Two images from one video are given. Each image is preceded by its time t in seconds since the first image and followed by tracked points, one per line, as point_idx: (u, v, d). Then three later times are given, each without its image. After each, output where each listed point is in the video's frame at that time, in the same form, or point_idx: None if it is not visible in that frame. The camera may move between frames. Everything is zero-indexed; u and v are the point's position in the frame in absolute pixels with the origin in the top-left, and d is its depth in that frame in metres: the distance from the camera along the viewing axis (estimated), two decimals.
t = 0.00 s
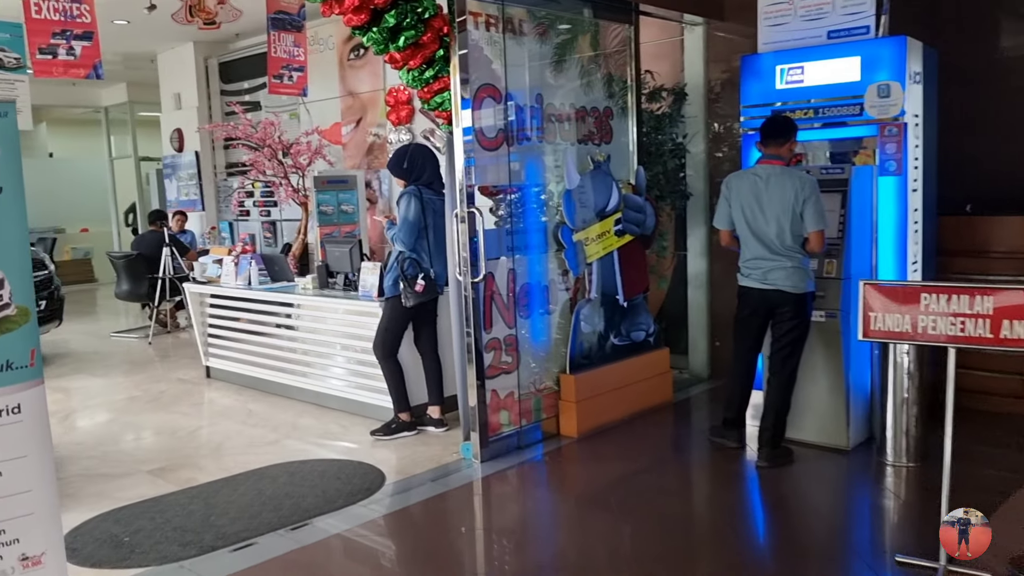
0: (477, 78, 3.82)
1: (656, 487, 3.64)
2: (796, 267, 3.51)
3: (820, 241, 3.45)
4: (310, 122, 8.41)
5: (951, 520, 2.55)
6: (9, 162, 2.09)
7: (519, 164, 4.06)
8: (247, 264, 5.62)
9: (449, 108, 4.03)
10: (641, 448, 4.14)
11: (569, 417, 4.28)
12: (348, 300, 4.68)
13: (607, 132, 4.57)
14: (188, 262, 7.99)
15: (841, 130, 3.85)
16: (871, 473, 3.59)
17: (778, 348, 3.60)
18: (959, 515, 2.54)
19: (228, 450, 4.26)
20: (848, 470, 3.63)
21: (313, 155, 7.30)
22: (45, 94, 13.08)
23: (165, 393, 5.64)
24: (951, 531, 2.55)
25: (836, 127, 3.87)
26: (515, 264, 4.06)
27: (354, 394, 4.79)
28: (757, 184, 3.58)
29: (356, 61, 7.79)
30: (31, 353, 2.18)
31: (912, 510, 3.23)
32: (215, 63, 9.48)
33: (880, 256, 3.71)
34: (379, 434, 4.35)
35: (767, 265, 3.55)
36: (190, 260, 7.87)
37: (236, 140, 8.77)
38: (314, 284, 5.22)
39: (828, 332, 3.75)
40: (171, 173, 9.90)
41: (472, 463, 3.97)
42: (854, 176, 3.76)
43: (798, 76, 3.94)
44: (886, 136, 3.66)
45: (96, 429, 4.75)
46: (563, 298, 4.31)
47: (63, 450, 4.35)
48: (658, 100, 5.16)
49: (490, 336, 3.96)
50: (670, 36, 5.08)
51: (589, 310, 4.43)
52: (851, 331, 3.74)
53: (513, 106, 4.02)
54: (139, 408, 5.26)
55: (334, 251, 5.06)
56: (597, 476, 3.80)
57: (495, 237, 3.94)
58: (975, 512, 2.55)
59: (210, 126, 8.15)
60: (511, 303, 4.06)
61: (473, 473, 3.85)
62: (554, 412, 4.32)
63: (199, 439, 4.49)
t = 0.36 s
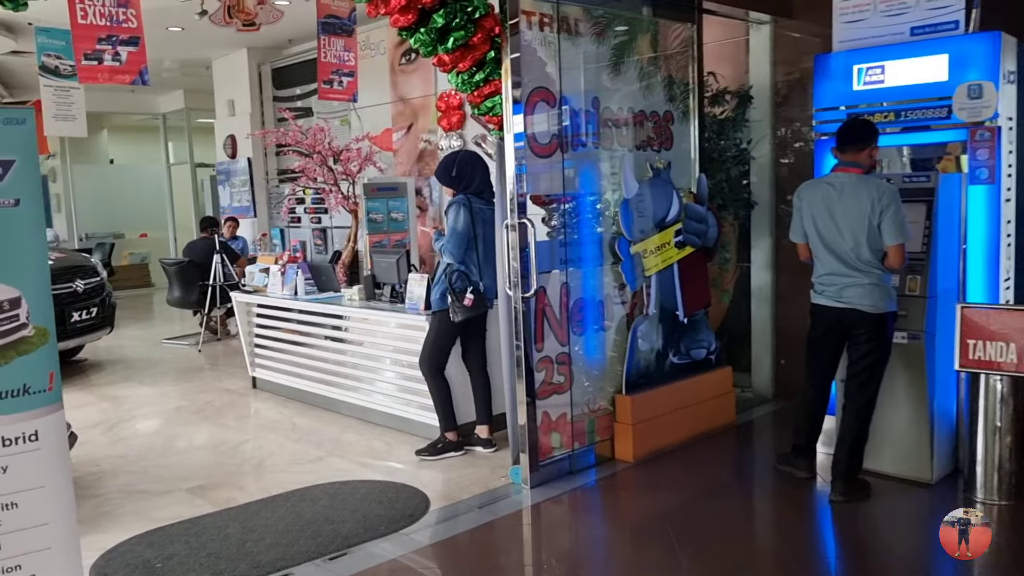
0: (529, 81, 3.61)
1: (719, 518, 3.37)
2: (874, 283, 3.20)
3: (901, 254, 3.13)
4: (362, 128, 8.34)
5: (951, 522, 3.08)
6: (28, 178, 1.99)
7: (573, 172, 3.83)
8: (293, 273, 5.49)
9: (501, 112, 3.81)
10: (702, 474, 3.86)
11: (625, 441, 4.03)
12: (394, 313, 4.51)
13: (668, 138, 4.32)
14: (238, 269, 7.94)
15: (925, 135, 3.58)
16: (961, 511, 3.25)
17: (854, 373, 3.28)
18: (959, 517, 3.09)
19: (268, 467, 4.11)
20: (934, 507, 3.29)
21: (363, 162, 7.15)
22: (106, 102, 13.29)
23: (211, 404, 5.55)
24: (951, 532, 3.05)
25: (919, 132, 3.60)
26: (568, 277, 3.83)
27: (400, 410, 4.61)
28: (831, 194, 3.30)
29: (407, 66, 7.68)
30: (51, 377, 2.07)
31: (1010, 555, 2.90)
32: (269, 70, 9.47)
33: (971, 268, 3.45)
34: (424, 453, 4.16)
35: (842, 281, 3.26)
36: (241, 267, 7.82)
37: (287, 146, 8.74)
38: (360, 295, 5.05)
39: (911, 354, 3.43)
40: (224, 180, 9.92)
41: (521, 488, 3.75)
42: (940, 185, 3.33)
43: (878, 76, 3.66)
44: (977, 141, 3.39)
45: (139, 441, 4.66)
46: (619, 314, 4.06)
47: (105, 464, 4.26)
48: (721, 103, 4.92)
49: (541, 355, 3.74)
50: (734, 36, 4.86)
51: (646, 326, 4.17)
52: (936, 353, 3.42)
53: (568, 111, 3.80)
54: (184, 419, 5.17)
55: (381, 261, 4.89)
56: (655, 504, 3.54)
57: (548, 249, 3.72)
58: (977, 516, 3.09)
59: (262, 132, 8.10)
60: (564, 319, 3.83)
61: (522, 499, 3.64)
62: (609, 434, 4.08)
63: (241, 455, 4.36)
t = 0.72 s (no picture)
0: (570, 72, 3.36)
1: (774, 543, 3.08)
2: (952, 293, 2.90)
3: (984, 260, 2.81)
4: (395, 126, 8.18)
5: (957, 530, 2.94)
6: (13, 169, 1.79)
7: (615, 170, 3.57)
8: (321, 276, 5.29)
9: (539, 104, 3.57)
10: (754, 494, 3.57)
11: (670, 458, 3.76)
12: (423, 318, 4.28)
13: (717, 133, 4.04)
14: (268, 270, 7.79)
15: (1000, 130, 3.31)
16: None
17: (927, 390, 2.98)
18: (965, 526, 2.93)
19: (291, 480, 3.91)
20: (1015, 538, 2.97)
21: (396, 161, 6.90)
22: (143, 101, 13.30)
23: (238, 409, 5.38)
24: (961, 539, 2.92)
25: (993, 126, 3.33)
26: (610, 283, 3.58)
27: (430, 421, 4.39)
28: (903, 193, 3.00)
29: (442, 62, 7.48)
30: (39, 391, 1.87)
31: None
32: (302, 68, 9.33)
33: None
34: (455, 468, 3.93)
35: (915, 289, 2.97)
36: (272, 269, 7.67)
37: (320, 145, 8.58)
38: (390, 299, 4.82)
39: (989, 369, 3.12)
40: (258, 179, 9.80)
41: (557, 508, 3.49)
42: None
43: (951, 65, 3.38)
44: None
45: (160, 449, 4.50)
46: (663, 322, 3.79)
47: (123, 473, 4.09)
48: (773, 97, 4.61)
49: (581, 365, 3.48)
50: (786, 26, 4.58)
51: (692, 335, 3.90)
52: (1016, 368, 3.11)
53: (611, 104, 3.54)
54: (207, 425, 5.00)
55: (411, 263, 4.66)
56: (702, 527, 3.27)
57: (588, 252, 3.47)
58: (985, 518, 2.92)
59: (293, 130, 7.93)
60: (605, 328, 3.57)
61: (558, 520, 3.38)
62: (652, 450, 3.81)
63: (263, 465, 4.16)
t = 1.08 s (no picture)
0: (591, 66, 3.12)
1: None
2: (1014, 313, 2.69)
3: None
4: (409, 126, 7.99)
5: (950, 521, 2.77)
6: None
7: (639, 172, 3.33)
8: (329, 281, 5.07)
9: (557, 101, 3.32)
10: (787, 520, 3.31)
11: (696, 481, 3.51)
12: (433, 328, 4.04)
13: (748, 134, 3.79)
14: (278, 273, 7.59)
15: None
16: None
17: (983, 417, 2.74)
18: (959, 516, 2.77)
19: (292, 499, 3.69)
20: None
21: (409, 161, 6.66)
22: (156, 101, 13.16)
23: (242, 419, 5.17)
24: (951, 532, 2.77)
25: None
26: (632, 293, 3.33)
27: (440, 436, 4.16)
28: (964, 200, 2.76)
29: (457, 60, 7.27)
30: None
31: None
32: (315, 66, 9.15)
33: None
34: (466, 488, 3.70)
35: (973, 306, 2.74)
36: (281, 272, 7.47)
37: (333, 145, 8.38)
38: (399, 307, 4.59)
39: None
40: (270, 180, 9.63)
41: (575, 536, 3.25)
42: None
43: (1005, 59, 3.13)
44: None
45: (158, 463, 4.30)
46: (689, 335, 3.55)
47: (117, 490, 3.89)
48: (807, 95, 4.33)
49: (601, 382, 3.24)
50: (819, 21, 4.26)
51: (720, 349, 3.65)
52: None
53: (635, 102, 3.30)
54: (209, 436, 4.79)
55: (422, 270, 4.42)
56: (732, 556, 3.01)
57: (610, 260, 3.23)
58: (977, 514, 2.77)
59: (303, 130, 7.72)
60: (627, 341, 3.32)
61: (575, 549, 3.14)
62: (677, 472, 3.56)
63: (264, 482, 3.95)
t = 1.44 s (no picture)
0: (622, 51, 2.92)
1: None
2: None
3: None
4: (436, 119, 7.85)
5: (950, 521, 2.90)
6: None
7: (673, 166, 3.11)
8: (350, 279, 4.90)
9: (587, 89, 3.12)
10: (832, 538, 3.08)
11: (733, 495, 3.29)
12: (456, 329, 3.86)
13: (792, 124, 3.55)
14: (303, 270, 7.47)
15: None
16: None
17: None
18: (959, 516, 2.91)
19: (307, 507, 3.53)
20: None
21: (436, 156, 6.49)
22: (187, 97, 13.21)
23: (262, 420, 5.04)
24: (952, 531, 2.91)
25: None
26: (666, 294, 3.11)
27: (463, 442, 3.98)
28: None
29: (486, 52, 7.12)
30: None
31: None
32: (343, 60, 9.02)
33: None
34: (488, 498, 3.51)
35: None
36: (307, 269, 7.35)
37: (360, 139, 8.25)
38: (422, 306, 4.40)
39: None
40: (297, 176, 9.52)
41: (603, 553, 3.05)
42: None
43: None
44: None
45: (173, 465, 4.17)
46: (726, 339, 3.32)
47: (129, 494, 3.77)
48: (853, 83, 4.06)
49: (631, 389, 3.03)
50: (867, 6, 3.96)
51: (759, 354, 3.42)
52: None
53: (670, 90, 3.08)
54: (227, 437, 4.66)
55: (445, 267, 4.24)
56: None
57: (642, 259, 3.01)
58: (977, 513, 2.91)
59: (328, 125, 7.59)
60: (660, 345, 3.11)
61: (603, 568, 2.94)
62: (712, 485, 3.34)
63: (279, 488, 3.80)
